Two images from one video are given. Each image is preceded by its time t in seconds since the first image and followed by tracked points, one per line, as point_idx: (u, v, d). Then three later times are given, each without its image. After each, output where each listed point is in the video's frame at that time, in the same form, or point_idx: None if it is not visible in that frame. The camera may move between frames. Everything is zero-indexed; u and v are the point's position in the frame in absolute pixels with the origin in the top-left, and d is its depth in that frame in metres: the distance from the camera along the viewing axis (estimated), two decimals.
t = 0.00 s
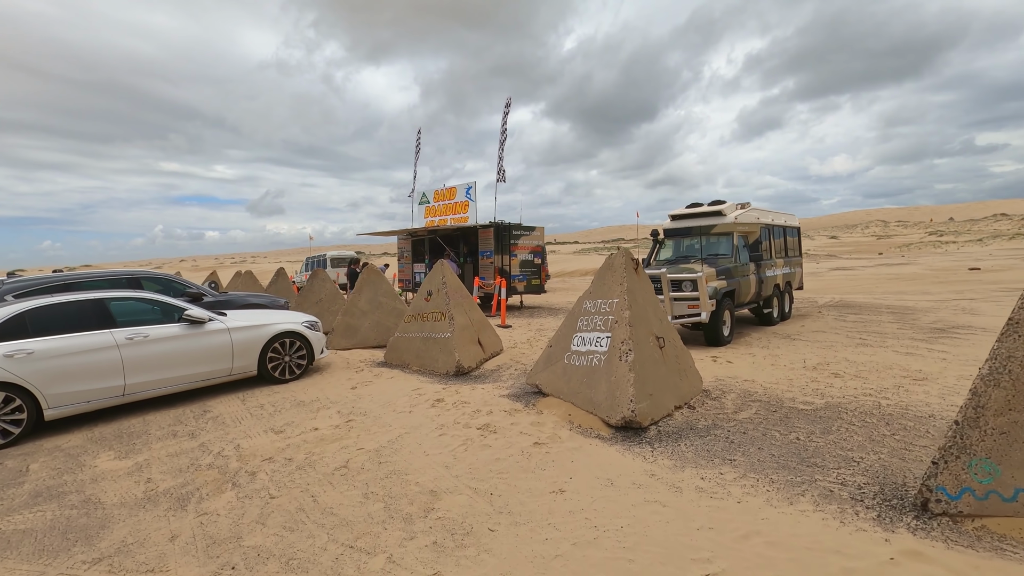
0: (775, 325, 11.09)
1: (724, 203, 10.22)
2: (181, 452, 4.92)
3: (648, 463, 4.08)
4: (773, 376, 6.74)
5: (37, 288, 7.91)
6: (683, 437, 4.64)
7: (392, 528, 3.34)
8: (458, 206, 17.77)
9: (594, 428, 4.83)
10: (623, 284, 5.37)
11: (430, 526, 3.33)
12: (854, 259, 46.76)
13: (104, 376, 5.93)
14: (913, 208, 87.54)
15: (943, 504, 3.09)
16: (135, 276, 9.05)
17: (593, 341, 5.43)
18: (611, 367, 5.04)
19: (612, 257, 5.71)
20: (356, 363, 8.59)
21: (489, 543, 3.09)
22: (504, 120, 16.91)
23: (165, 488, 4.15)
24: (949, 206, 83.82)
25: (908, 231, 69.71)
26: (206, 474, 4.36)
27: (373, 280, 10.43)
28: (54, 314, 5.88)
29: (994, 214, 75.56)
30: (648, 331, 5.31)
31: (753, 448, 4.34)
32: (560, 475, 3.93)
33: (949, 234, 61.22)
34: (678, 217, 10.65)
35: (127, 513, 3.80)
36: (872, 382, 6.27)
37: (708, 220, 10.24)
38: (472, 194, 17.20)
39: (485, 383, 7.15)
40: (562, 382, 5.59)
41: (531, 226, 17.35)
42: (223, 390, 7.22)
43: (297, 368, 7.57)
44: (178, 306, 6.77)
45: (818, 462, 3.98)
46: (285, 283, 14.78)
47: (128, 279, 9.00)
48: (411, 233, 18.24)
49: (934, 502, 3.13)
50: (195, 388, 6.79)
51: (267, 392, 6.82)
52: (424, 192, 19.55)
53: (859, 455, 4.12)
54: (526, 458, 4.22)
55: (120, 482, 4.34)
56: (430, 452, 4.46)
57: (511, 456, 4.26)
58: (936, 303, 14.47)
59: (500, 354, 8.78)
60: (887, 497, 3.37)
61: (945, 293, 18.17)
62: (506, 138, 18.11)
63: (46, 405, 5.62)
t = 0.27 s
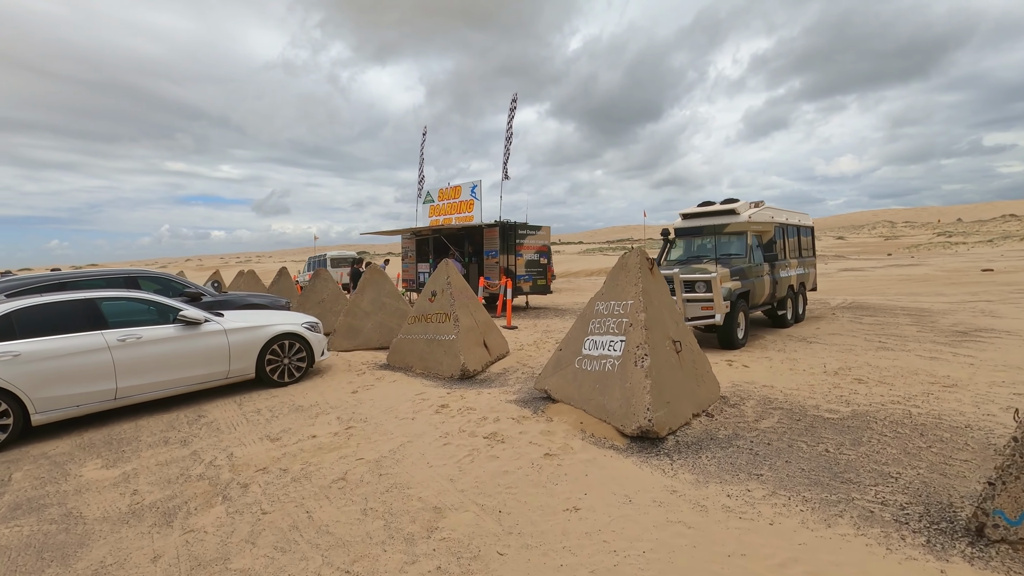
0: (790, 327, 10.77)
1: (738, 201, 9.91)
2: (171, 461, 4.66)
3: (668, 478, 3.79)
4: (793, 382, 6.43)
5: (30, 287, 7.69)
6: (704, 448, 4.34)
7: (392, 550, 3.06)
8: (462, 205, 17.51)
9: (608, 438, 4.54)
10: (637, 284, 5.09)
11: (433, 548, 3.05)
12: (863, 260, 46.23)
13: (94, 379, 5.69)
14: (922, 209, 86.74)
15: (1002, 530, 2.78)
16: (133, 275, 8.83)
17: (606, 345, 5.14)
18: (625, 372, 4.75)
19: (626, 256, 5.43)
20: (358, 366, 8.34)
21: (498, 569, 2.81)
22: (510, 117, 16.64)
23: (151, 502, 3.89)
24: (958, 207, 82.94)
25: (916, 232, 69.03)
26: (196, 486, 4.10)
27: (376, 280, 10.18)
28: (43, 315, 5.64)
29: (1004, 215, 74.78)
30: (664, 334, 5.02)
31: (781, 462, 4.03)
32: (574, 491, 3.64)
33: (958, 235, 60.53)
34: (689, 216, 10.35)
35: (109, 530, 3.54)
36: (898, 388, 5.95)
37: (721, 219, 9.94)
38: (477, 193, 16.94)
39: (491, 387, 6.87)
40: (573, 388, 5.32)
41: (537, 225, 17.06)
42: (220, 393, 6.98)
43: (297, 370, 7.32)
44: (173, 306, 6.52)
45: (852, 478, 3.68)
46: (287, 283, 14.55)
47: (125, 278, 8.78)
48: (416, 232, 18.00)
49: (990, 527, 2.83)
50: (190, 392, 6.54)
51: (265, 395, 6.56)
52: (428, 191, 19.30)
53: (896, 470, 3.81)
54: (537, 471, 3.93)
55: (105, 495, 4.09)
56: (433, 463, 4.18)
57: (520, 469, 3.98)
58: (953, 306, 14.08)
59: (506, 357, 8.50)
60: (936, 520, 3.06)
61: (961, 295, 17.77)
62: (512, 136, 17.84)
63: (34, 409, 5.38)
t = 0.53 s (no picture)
0: (802, 331, 10.46)
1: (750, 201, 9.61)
2: (159, 475, 4.37)
3: (693, 498, 3.49)
4: (814, 390, 6.14)
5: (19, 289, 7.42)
6: (728, 464, 4.05)
7: None
8: (465, 206, 17.24)
9: (625, 452, 4.25)
10: (654, 287, 4.80)
11: None
12: (868, 261, 45.87)
13: (81, 386, 5.42)
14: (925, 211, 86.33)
15: None
16: (126, 276, 8.55)
17: (621, 352, 4.86)
18: (643, 381, 4.47)
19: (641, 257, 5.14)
20: (359, 371, 8.05)
21: None
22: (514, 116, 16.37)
23: (134, 522, 3.61)
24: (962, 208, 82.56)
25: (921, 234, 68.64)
26: (183, 504, 3.82)
27: (377, 282, 9.90)
28: (28, 318, 5.37)
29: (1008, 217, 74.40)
30: (682, 341, 4.73)
31: (813, 480, 3.74)
32: (592, 513, 3.35)
33: (963, 237, 60.15)
34: (699, 216, 10.07)
35: (86, 555, 3.26)
36: (927, 397, 5.65)
37: (732, 220, 9.65)
38: (480, 193, 16.66)
39: (497, 394, 6.58)
40: (586, 397, 5.04)
41: (541, 226, 16.78)
42: (214, 400, 6.70)
43: (295, 376, 7.04)
44: (165, 310, 6.25)
45: (894, 500, 3.38)
46: (287, 285, 14.27)
47: (118, 280, 8.52)
48: (418, 233, 17.72)
49: None
50: (183, 399, 6.26)
51: (261, 403, 6.29)
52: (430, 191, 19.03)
53: (940, 490, 3.52)
54: (550, 490, 3.64)
55: (86, 514, 3.80)
56: (438, 480, 3.89)
57: (532, 488, 3.69)
58: (967, 309, 13.77)
59: (512, 362, 8.21)
60: (997, 551, 2.77)
61: (972, 297, 17.44)
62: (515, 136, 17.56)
63: (16, 418, 5.11)
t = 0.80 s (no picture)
0: (809, 335, 10.21)
1: (757, 201, 9.35)
2: (135, 491, 4.06)
3: (715, 521, 3.21)
4: (829, 398, 5.87)
5: None
6: (749, 481, 3.77)
7: None
8: (463, 205, 16.93)
9: (638, 467, 3.98)
10: (666, 291, 4.52)
11: None
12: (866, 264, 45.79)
13: (58, 393, 5.10)
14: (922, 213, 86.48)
15: None
16: (111, 276, 8.24)
17: (631, 359, 4.58)
18: (656, 391, 4.20)
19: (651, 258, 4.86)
20: (353, 376, 7.75)
21: None
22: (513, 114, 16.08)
23: (105, 546, 3.30)
24: (957, 211, 82.90)
25: (918, 236, 68.71)
26: (159, 524, 3.51)
27: (372, 283, 9.59)
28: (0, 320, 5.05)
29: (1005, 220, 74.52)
30: (697, 347, 4.46)
31: (843, 500, 3.46)
32: (605, 537, 3.07)
33: (960, 240, 60.21)
34: (704, 217, 9.80)
35: None
36: (949, 407, 5.39)
37: (739, 220, 9.38)
38: (478, 193, 16.38)
39: (497, 402, 6.29)
40: (594, 406, 4.77)
41: (540, 227, 16.50)
42: (201, 406, 6.39)
43: (286, 381, 6.74)
44: (149, 311, 5.93)
45: (934, 524, 3.11)
46: (280, 285, 13.95)
47: (103, 279, 8.19)
48: (415, 233, 17.42)
49: None
50: (168, 405, 5.95)
51: (250, 409, 5.98)
52: (428, 191, 18.73)
53: (981, 513, 3.25)
54: (559, 511, 3.35)
55: (53, 534, 3.49)
56: (437, 499, 3.60)
57: (539, 508, 3.40)
58: (973, 312, 13.54)
59: (512, 367, 7.93)
60: None
61: (976, 301, 17.25)
62: (515, 134, 17.28)
63: None
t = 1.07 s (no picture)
0: (815, 339, 9.94)
1: (763, 201, 9.07)
2: (100, 508, 3.71)
3: (738, 549, 2.90)
4: (845, 408, 5.57)
5: None
6: (770, 502, 3.46)
7: None
8: (460, 205, 16.61)
9: (649, 485, 3.66)
10: (678, 293, 4.22)
11: None
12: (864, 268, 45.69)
13: (24, 398, 4.76)
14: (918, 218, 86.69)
15: None
16: (91, 274, 7.90)
17: (640, 366, 4.28)
18: (668, 401, 3.89)
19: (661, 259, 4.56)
20: (344, 380, 7.41)
21: None
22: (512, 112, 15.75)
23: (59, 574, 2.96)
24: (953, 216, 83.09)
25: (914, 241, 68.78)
26: (123, 548, 3.17)
27: (365, 283, 9.26)
28: None
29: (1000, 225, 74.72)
30: (710, 354, 4.16)
31: (876, 524, 3.16)
32: (618, 569, 2.75)
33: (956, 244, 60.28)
34: (709, 217, 9.50)
35: None
36: (974, 418, 5.10)
37: (745, 221, 9.09)
38: (476, 192, 16.07)
39: (495, 409, 5.97)
40: (599, 416, 4.47)
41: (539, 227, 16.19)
42: (181, 412, 6.04)
43: (272, 386, 6.40)
44: (126, 312, 5.58)
45: (981, 554, 2.80)
46: (272, 285, 13.58)
47: (83, 277, 7.84)
48: (411, 233, 17.08)
49: None
50: (145, 412, 5.60)
51: (233, 416, 5.64)
52: (425, 190, 18.40)
53: None
54: (565, 537, 3.03)
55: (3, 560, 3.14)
56: (430, 520, 3.27)
57: (543, 533, 3.08)
58: (978, 317, 13.32)
59: (510, 371, 7.62)
60: None
61: (980, 305, 17.03)
62: (513, 133, 16.98)
63: None
